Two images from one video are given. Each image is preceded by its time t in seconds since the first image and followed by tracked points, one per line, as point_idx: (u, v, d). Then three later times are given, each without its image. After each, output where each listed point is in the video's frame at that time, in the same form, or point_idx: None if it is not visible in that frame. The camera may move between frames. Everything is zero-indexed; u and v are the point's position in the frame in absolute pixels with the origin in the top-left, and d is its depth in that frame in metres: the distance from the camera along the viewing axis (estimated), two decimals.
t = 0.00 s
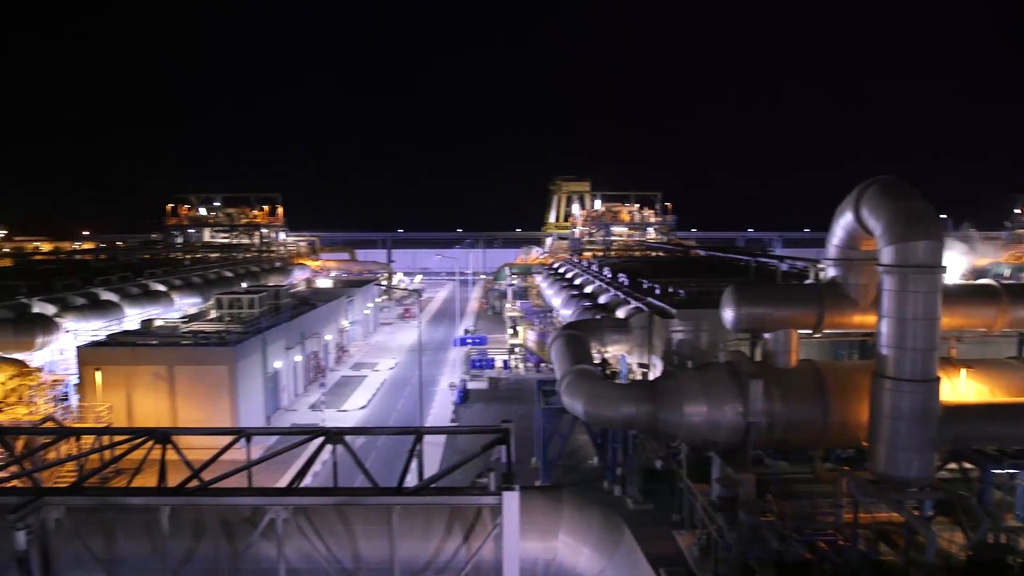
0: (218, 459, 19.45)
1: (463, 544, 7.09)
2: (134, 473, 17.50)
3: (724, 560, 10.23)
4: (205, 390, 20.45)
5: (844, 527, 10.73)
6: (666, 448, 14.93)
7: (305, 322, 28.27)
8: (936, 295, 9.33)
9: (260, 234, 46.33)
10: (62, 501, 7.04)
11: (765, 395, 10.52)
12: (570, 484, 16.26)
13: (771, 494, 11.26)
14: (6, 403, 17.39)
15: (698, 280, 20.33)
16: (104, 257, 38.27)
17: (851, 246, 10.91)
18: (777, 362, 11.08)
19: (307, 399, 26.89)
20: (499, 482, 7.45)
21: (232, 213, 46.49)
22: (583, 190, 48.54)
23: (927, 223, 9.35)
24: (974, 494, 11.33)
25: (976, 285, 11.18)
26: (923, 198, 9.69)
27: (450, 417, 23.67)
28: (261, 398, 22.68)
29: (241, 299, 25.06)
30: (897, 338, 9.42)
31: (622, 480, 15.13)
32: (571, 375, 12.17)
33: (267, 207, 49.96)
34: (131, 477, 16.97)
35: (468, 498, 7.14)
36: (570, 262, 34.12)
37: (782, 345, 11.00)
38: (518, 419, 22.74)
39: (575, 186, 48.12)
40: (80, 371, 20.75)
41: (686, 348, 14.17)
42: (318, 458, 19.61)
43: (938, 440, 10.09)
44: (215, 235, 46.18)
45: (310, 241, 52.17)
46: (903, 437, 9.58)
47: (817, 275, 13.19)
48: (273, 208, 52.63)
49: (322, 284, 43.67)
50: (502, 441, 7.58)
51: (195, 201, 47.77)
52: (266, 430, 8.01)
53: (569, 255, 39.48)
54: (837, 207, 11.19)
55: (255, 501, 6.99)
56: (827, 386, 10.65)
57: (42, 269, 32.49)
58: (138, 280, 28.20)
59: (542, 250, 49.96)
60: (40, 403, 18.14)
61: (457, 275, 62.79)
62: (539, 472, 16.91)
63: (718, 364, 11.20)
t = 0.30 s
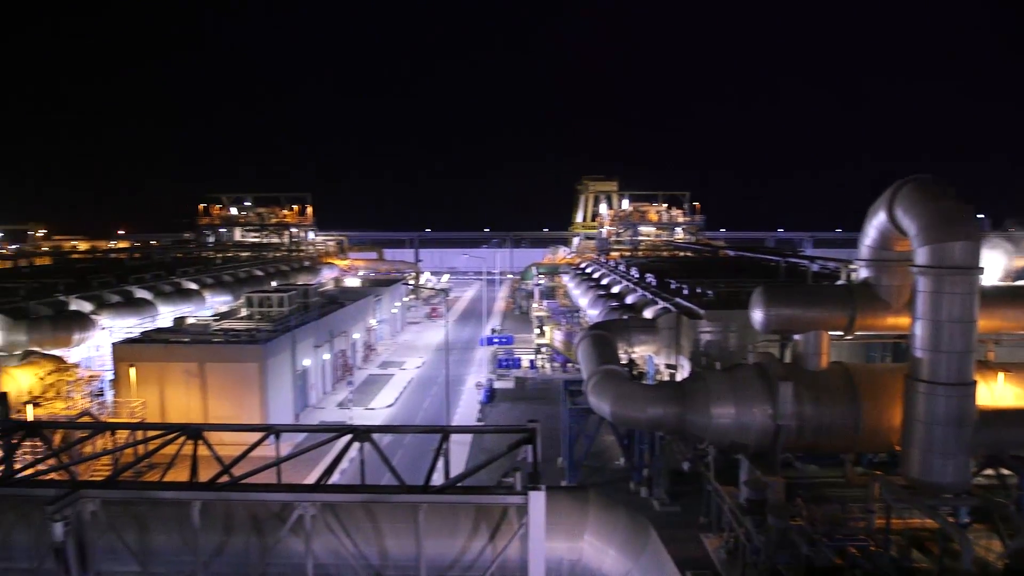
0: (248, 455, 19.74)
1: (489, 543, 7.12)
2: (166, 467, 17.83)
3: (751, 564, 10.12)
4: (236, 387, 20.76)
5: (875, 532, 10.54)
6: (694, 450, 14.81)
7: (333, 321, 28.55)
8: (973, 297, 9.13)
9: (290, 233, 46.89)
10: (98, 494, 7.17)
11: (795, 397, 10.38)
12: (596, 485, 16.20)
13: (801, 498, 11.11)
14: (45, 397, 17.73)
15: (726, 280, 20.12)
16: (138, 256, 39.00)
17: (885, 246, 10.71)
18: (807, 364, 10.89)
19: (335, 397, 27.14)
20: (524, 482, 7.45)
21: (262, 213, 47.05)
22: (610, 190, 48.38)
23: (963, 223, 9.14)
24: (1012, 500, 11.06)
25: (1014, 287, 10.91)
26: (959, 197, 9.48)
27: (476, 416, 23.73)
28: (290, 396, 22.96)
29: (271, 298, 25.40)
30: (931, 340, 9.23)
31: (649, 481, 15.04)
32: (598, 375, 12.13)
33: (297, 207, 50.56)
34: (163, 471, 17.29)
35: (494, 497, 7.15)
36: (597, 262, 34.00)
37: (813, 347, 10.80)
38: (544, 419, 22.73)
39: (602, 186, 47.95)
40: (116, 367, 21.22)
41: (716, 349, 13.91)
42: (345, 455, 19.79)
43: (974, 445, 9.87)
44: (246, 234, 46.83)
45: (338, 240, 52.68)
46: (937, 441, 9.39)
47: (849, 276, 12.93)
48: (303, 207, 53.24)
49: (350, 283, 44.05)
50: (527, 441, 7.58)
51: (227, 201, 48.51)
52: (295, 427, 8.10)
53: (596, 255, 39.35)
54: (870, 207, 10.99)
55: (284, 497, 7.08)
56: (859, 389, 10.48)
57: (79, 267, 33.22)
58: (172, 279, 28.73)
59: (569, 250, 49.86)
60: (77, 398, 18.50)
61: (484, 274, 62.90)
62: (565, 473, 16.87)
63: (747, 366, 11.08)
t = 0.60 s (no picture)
0: (278, 451, 20.00)
1: (515, 542, 7.12)
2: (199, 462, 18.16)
3: (781, 568, 10.00)
4: (266, 385, 21.05)
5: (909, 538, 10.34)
6: (723, 451, 14.67)
7: (362, 320, 28.82)
8: (1012, 298, 8.89)
9: (320, 233, 47.41)
10: (132, 488, 7.31)
11: (825, 400, 10.24)
12: (622, 486, 16.13)
13: (832, 501, 10.95)
14: (81, 392, 18.21)
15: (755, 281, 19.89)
16: (172, 255, 39.75)
17: (920, 247, 10.52)
18: (840, 365, 10.77)
19: (363, 395, 27.40)
20: (552, 481, 7.44)
21: (292, 212, 48.03)
22: (639, 190, 48.11)
23: (1001, 223, 8.91)
24: None
25: None
26: (997, 196, 9.25)
27: (503, 416, 23.78)
28: (319, 394, 23.23)
29: (301, 296, 25.69)
30: (967, 343, 9.04)
31: (676, 482, 14.96)
32: (626, 375, 12.09)
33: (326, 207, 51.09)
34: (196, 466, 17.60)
35: (521, 496, 7.15)
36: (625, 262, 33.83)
37: (844, 348, 10.68)
38: (571, 419, 22.68)
39: (631, 186, 47.74)
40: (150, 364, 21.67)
41: (745, 350, 14.02)
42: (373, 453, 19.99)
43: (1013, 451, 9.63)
44: (276, 234, 47.48)
45: (367, 240, 53.20)
46: (973, 446, 9.20)
47: (882, 278, 12.68)
48: (332, 207, 53.80)
49: (378, 282, 44.40)
50: (555, 440, 7.56)
51: (258, 201, 49.22)
52: (323, 424, 8.18)
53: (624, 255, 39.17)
54: (905, 206, 10.80)
55: (311, 493, 7.17)
56: (892, 393, 10.29)
57: (115, 265, 33.97)
58: (204, 277, 29.24)
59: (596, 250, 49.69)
60: (112, 393, 18.97)
61: (511, 274, 62.94)
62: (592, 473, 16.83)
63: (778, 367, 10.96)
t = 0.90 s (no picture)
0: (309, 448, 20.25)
1: (543, 543, 7.12)
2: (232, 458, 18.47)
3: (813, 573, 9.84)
4: (298, 382, 21.32)
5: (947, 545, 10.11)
6: (754, 454, 14.48)
7: (392, 318, 29.05)
8: None
9: (351, 232, 47.89)
10: (168, 482, 7.46)
11: (860, 404, 10.05)
12: (651, 487, 16.04)
13: (866, 507, 10.76)
14: (119, 387, 18.56)
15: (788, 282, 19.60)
16: (206, 254, 40.44)
17: (959, 247, 10.32)
18: (874, 368, 10.82)
19: (393, 393, 27.61)
20: (580, 482, 7.41)
21: (324, 212, 48.59)
22: (669, 190, 47.72)
23: None
24: None
25: None
26: None
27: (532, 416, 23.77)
28: (349, 392, 23.47)
29: (332, 295, 26.00)
30: (1009, 346, 8.82)
31: (706, 485, 14.82)
32: (656, 376, 12.01)
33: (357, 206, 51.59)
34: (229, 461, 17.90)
35: (549, 496, 7.14)
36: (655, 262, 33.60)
37: (879, 352, 10.71)
38: (600, 420, 22.61)
39: (661, 185, 47.38)
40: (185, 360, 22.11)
41: (777, 352, 14.05)
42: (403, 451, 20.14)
43: None
44: (308, 233, 48.08)
45: (397, 239, 53.64)
46: (1014, 452, 8.95)
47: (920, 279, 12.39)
48: (363, 206, 54.27)
49: (408, 281, 44.70)
50: (584, 441, 7.53)
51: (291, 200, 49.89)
52: (353, 422, 8.25)
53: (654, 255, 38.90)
54: (944, 205, 10.60)
55: (341, 490, 7.25)
56: (930, 397, 10.07)
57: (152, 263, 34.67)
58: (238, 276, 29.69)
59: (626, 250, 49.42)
60: (148, 389, 19.54)
61: (540, 274, 62.90)
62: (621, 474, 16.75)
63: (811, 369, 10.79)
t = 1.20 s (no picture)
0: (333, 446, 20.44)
1: (565, 543, 7.11)
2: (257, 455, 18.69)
3: None
4: (322, 381, 21.50)
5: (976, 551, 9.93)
6: (779, 457, 14.32)
7: (415, 317, 29.18)
8: None
9: (374, 232, 48.19)
10: (194, 477, 7.57)
11: (888, 407, 9.88)
12: (674, 489, 15.94)
13: (893, 512, 10.59)
14: (147, 384, 18.89)
15: (813, 282, 19.34)
16: (233, 253, 40.97)
17: (991, 248, 10.13)
18: (903, 371, 10.35)
19: (416, 392, 27.75)
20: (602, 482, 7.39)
21: (348, 212, 48.94)
22: (693, 190, 47.31)
23: None
24: None
25: None
26: None
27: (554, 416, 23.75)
28: (372, 390, 23.63)
29: (355, 294, 26.15)
30: None
31: (729, 487, 14.70)
32: (679, 377, 11.92)
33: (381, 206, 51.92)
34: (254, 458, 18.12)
35: (571, 497, 7.14)
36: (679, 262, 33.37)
37: (908, 353, 10.24)
38: (622, 420, 22.52)
39: (684, 185, 47.00)
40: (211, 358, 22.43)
41: (802, 354, 13.95)
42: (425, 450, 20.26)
43: None
44: (333, 233, 48.46)
45: (421, 238, 53.89)
46: None
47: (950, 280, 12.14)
48: (386, 206, 54.57)
49: (431, 281, 44.87)
50: (606, 441, 7.51)
51: (315, 200, 50.32)
52: (376, 420, 8.30)
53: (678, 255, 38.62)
54: (977, 205, 10.44)
55: (365, 488, 7.31)
56: (960, 401, 9.89)
57: (180, 262, 35.17)
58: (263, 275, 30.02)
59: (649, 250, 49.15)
60: (175, 386, 19.81)
61: (563, 274, 62.77)
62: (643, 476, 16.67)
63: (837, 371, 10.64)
